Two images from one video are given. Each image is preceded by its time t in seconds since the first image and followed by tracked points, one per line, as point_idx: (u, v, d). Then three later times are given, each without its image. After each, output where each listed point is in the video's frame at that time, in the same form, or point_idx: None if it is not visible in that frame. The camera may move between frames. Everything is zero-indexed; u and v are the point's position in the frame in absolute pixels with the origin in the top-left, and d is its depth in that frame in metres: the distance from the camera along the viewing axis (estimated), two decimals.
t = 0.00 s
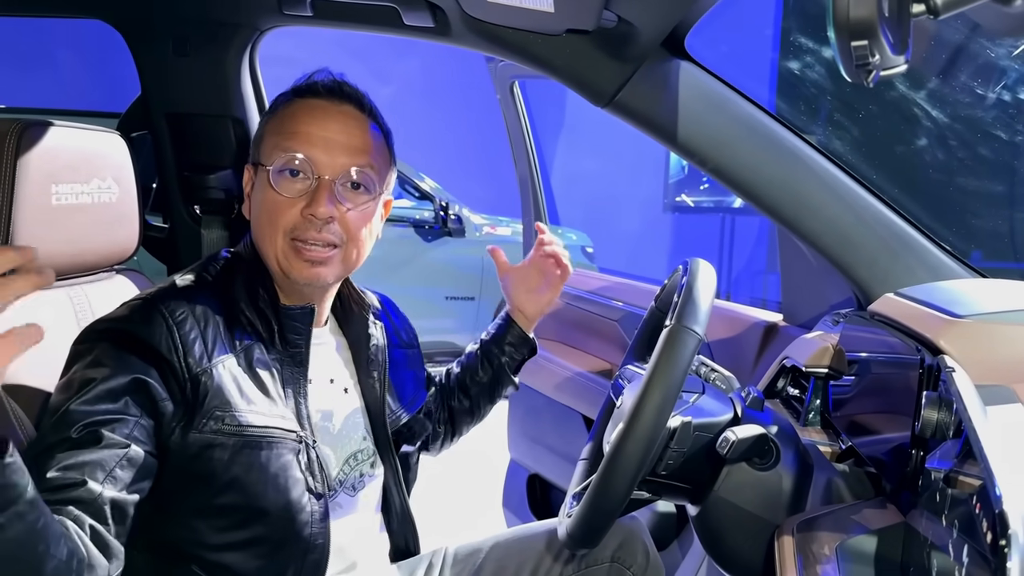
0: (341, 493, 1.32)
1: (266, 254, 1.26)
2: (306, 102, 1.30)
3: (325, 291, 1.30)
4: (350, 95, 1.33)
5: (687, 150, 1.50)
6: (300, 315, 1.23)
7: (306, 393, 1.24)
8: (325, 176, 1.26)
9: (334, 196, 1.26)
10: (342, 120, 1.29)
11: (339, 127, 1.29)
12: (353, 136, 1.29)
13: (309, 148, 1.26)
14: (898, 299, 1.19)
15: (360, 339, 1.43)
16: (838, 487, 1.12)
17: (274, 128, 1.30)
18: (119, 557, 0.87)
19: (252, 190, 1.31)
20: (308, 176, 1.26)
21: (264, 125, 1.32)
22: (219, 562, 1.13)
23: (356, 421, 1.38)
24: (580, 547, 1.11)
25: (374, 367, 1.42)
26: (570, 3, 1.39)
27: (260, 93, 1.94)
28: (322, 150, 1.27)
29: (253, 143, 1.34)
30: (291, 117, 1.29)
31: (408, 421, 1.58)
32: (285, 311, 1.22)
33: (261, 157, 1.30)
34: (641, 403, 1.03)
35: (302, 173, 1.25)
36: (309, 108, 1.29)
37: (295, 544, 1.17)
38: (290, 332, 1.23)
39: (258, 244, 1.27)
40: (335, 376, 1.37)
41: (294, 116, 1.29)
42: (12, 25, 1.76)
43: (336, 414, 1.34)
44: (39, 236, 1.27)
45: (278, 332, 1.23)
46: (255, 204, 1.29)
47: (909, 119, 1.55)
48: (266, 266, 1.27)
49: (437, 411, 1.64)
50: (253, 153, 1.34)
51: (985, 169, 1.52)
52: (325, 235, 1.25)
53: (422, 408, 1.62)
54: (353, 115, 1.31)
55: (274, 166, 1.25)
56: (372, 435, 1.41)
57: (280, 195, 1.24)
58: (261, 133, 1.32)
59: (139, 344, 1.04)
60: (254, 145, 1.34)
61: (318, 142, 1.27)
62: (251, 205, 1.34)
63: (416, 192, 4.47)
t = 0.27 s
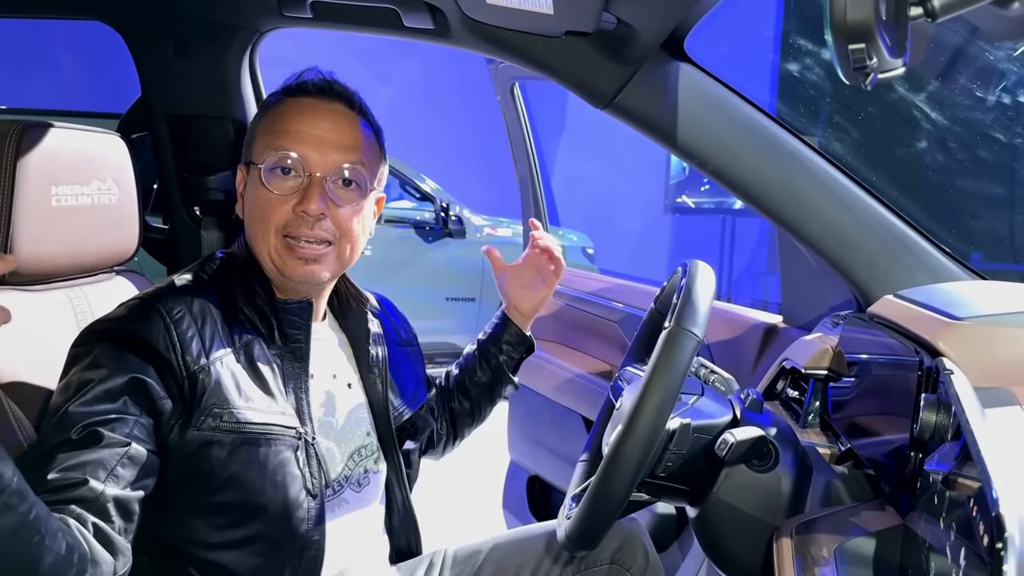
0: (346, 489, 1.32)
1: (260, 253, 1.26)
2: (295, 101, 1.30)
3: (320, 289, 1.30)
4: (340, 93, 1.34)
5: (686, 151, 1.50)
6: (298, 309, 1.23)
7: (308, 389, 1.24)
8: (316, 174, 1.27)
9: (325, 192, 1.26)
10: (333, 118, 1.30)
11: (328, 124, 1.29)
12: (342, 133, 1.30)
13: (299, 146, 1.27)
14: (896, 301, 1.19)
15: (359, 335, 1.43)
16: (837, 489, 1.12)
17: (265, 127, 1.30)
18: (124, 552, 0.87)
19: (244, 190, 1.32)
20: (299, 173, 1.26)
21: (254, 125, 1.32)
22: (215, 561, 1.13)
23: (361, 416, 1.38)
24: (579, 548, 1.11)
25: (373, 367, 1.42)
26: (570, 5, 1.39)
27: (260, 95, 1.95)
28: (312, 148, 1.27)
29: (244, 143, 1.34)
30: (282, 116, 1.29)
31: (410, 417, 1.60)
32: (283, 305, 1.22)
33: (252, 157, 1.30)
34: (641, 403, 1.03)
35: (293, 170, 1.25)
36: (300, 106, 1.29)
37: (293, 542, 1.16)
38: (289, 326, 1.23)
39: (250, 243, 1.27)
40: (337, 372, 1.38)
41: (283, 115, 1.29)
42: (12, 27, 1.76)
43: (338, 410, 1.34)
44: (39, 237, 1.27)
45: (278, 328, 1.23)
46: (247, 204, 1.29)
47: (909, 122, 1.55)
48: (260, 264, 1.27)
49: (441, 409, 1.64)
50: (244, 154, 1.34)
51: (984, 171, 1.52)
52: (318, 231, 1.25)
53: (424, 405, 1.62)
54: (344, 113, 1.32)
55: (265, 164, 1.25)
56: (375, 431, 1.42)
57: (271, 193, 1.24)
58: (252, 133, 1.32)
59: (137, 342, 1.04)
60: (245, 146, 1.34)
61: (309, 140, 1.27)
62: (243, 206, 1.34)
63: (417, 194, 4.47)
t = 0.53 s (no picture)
0: (343, 490, 1.33)
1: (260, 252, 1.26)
2: (294, 102, 1.31)
3: (320, 288, 1.30)
4: (338, 94, 1.34)
5: (685, 153, 1.50)
6: (295, 310, 1.23)
7: (305, 390, 1.25)
8: (316, 173, 1.27)
9: (325, 192, 1.26)
10: (331, 118, 1.30)
11: (328, 125, 1.30)
12: (341, 134, 1.30)
13: (299, 146, 1.27)
14: (895, 304, 1.19)
15: (356, 336, 1.44)
16: (835, 491, 1.13)
17: (264, 128, 1.31)
18: (111, 555, 0.88)
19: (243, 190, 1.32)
20: (299, 174, 1.26)
21: (254, 125, 1.33)
22: (213, 561, 1.13)
23: (358, 417, 1.39)
24: (578, 550, 1.11)
25: (372, 368, 1.42)
26: (570, 7, 1.40)
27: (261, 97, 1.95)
28: (311, 148, 1.28)
29: (243, 145, 1.35)
30: (281, 117, 1.30)
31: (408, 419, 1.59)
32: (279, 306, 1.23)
33: (251, 157, 1.31)
34: (640, 405, 1.03)
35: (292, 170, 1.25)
36: (298, 107, 1.30)
37: (290, 543, 1.16)
38: (286, 329, 1.23)
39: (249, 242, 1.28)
40: (335, 373, 1.38)
41: (283, 116, 1.30)
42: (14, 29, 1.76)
43: (335, 411, 1.34)
44: (40, 240, 1.28)
45: (274, 329, 1.23)
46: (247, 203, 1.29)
47: (908, 124, 1.56)
48: (260, 265, 1.28)
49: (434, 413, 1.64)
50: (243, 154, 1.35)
51: (981, 173, 1.53)
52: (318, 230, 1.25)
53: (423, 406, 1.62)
54: (342, 113, 1.32)
55: (264, 164, 1.25)
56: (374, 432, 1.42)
57: (271, 192, 1.25)
58: (251, 134, 1.33)
59: (132, 344, 1.05)
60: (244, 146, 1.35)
61: (308, 140, 1.28)
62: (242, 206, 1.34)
63: (417, 196, 4.52)
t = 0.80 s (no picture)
0: (339, 489, 1.33)
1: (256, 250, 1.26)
2: (288, 102, 1.31)
3: (315, 286, 1.30)
4: (334, 94, 1.35)
5: (685, 154, 1.50)
6: (291, 308, 1.23)
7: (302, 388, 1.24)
8: (311, 172, 1.27)
9: (319, 189, 1.26)
10: (326, 117, 1.31)
11: (323, 123, 1.30)
12: (336, 132, 1.30)
13: (293, 144, 1.27)
14: (895, 305, 1.19)
15: (351, 335, 1.44)
16: (835, 492, 1.13)
17: (260, 127, 1.32)
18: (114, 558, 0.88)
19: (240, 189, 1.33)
20: (293, 171, 1.26)
21: (250, 125, 1.34)
22: (210, 558, 1.13)
23: (355, 416, 1.39)
24: (578, 550, 1.11)
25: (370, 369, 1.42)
26: (570, 9, 1.40)
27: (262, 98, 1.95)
28: (306, 146, 1.28)
29: (240, 144, 1.36)
30: (276, 116, 1.30)
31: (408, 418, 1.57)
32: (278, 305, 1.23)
33: (247, 156, 1.31)
34: (640, 405, 1.03)
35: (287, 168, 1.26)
36: (294, 106, 1.31)
37: (288, 540, 1.17)
38: (282, 326, 1.23)
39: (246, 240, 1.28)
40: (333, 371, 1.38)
41: (278, 115, 1.30)
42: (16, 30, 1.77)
43: (333, 410, 1.35)
44: (41, 240, 1.28)
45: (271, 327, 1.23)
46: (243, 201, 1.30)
47: (908, 126, 1.56)
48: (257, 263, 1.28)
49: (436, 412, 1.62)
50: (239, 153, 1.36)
51: (983, 175, 1.54)
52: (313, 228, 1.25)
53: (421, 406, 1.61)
54: (337, 113, 1.33)
55: (259, 162, 1.26)
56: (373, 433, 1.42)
57: (267, 190, 1.25)
58: (248, 133, 1.34)
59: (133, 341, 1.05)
60: (240, 146, 1.36)
61: (302, 138, 1.28)
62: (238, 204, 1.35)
63: (418, 197, 4.51)
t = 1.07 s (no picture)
0: (345, 496, 1.32)
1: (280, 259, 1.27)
2: (322, 112, 1.32)
3: (333, 297, 1.31)
4: (369, 107, 1.36)
5: (688, 157, 1.50)
6: (308, 318, 1.24)
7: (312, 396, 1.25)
8: (341, 185, 1.28)
9: (349, 204, 1.27)
10: (360, 131, 1.32)
11: (356, 137, 1.31)
12: (368, 147, 1.31)
13: (327, 156, 1.28)
14: (897, 307, 1.19)
15: (365, 342, 1.44)
16: (837, 495, 1.13)
17: (291, 133, 1.32)
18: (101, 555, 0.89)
19: (265, 194, 1.33)
20: (324, 183, 1.27)
21: (281, 130, 1.33)
22: (216, 565, 1.13)
23: (363, 423, 1.39)
24: (579, 553, 1.11)
25: (379, 373, 1.43)
26: (572, 12, 1.40)
27: (264, 100, 1.96)
28: (339, 159, 1.29)
29: (269, 148, 1.36)
30: (310, 124, 1.31)
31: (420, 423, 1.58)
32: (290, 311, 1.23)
33: (276, 161, 1.31)
34: (641, 407, 1.03)
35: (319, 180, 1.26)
36: (329, 116, 1.31)
37: (295, 549, 1.17)
38: (297, 335, 1.24)
39: (270, 247, 1.28)
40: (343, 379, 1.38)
41: (312, 123, 1.31)
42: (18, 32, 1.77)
43: (341, 416, 1.34)
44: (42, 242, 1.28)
45: (285, 334, 1.24)
46: (269, 207, 1.30)
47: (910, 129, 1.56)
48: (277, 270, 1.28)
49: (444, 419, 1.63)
50: (267, 157, 1.36)
51: (985, 178, 1.53)
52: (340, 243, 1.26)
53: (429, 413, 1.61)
54: (371, 126, 1.34)
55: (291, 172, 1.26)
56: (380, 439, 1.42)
57: (297, 201, 1.25)
58: (278, 138, 1.34)
59: (139, 345, 1.05)
60: (269, 149, 1.35)
61: (336, 150, 1.29)
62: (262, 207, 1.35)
63: (420, 198, 4.51)
